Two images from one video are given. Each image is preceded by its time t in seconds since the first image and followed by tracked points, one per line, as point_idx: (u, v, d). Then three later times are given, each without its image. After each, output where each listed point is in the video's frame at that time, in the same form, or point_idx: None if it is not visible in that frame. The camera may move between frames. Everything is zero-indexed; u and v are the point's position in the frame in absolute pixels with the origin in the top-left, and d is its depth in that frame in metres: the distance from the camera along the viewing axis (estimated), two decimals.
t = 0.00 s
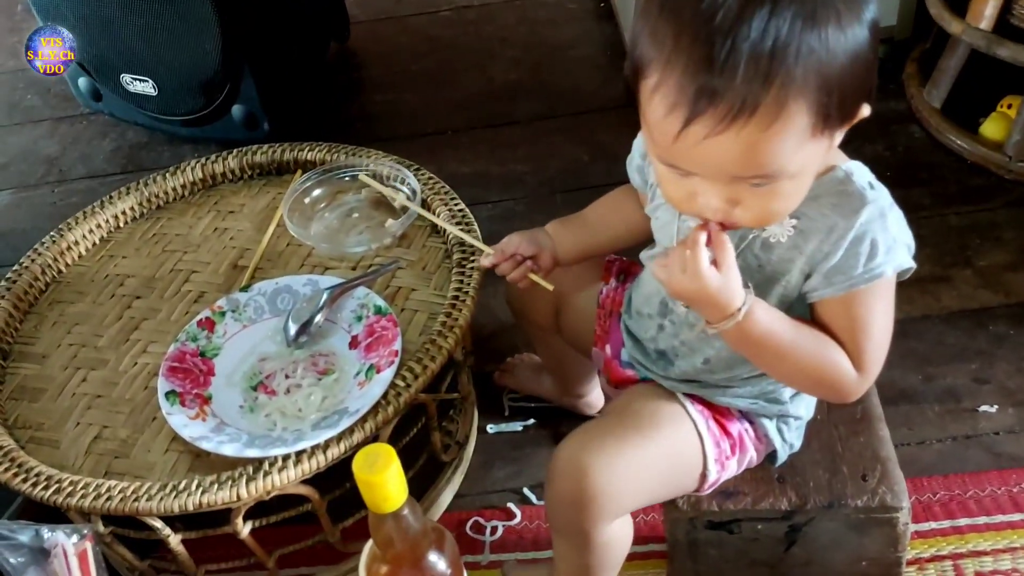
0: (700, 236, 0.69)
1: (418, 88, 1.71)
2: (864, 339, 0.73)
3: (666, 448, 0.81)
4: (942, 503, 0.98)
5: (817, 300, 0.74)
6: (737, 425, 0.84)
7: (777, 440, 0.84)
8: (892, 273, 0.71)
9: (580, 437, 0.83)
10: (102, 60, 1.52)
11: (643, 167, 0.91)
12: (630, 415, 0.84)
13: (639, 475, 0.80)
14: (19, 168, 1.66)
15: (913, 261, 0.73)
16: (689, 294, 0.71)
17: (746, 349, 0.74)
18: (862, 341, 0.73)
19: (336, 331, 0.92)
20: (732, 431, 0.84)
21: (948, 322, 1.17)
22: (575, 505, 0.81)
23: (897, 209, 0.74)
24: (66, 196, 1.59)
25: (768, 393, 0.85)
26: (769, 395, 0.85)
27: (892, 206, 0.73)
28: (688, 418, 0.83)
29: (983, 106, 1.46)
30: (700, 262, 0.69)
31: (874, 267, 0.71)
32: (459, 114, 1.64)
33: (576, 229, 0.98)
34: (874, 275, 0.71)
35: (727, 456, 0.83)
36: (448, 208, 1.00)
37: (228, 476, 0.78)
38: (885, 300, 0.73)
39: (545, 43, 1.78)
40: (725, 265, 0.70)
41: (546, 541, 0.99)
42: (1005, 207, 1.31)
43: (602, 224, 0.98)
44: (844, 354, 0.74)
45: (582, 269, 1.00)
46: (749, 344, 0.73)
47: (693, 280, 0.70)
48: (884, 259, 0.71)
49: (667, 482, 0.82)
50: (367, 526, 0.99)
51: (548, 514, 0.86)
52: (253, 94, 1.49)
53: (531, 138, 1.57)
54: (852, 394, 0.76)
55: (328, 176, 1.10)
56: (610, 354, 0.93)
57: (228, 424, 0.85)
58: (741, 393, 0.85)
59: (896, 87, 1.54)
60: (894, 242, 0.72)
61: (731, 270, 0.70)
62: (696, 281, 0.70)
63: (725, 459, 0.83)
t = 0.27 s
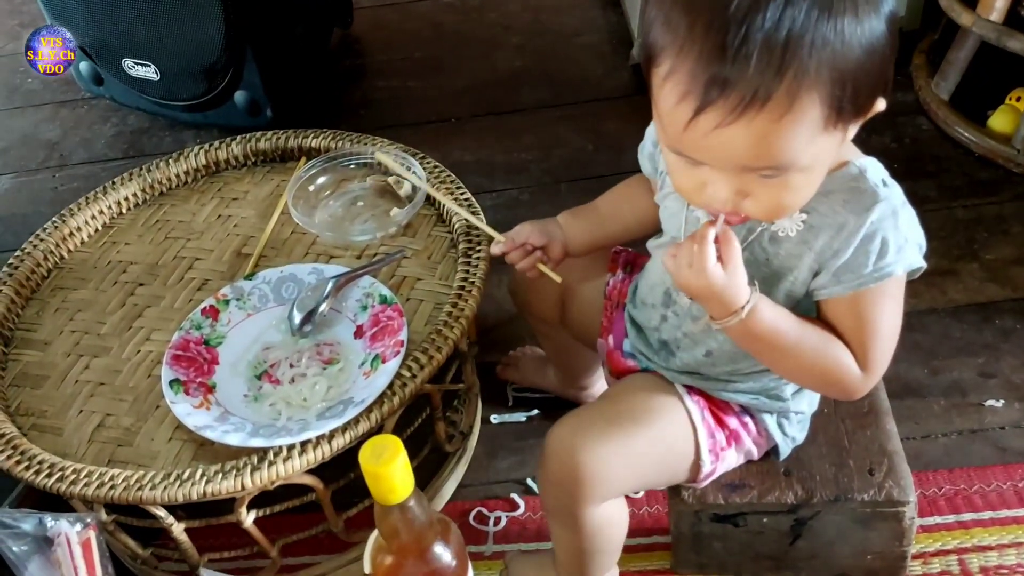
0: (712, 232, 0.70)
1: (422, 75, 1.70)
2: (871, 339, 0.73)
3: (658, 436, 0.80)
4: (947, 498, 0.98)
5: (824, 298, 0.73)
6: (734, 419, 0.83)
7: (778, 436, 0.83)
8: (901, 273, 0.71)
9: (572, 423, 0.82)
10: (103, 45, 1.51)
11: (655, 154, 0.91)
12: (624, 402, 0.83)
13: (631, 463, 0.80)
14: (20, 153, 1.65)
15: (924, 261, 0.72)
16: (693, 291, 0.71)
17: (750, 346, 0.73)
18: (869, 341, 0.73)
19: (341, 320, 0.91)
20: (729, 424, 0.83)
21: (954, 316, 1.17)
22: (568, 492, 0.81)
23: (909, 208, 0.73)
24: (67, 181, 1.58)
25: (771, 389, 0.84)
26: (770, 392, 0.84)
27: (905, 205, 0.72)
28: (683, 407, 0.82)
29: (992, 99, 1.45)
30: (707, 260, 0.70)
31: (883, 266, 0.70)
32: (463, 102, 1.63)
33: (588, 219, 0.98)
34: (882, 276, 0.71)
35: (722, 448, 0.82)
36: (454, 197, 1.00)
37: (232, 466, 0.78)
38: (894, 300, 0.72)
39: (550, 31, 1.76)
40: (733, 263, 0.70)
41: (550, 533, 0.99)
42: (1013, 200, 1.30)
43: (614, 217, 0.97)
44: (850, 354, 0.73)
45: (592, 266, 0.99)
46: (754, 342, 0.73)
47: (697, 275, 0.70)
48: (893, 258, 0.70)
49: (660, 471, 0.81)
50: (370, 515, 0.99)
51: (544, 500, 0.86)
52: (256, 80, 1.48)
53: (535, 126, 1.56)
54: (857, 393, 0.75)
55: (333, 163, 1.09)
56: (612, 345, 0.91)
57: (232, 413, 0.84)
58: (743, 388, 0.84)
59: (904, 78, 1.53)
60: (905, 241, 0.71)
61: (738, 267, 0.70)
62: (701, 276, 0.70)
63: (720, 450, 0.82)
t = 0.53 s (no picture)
0: (713, 249, 0.69)
1: (427, 77, 1.71)
2: (875, 336, 0.73)
3: (667, 440, 0.81)
4: (950, 499, 0.98)
5: (827, 297, 0.74)
6: (740, 420, 0.84)
7: (782, 436, 0.83)
8: (903, 269, 0.71)
9: (581, 428, 0.82)
10: (110, 45, 1.52)
11: (654, 159, 0.91)
12: (632, 407, 0.83)
13: (641, 468, 0.80)
14: (26, 152, 1.66)
15: (925, 258, 0.73)
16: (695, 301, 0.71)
17: (760, 348, 0.74)
18: (873, 338, 0.73)
19: (346, 319, 0.92)
20: (734, 425, 0.83)
21: (957, 318, 1.17)
22: (576, 497, 0.81)
23: (909, 206, 0.73)
24: (72, 180, 1.59)
25: (775, 390, 0.84)
26: (775, 392, 0.84)
27: (905, 203, 0.73)
28: (691, 411, 0.83)
29: (995, 102, 1.45)
30: (710, 278, 0.69)
31: (886, 264, 0.71)
32: (467, 103, 1.63)
33: (593, 226, 0.98)
34: (885, 272, 0.71)
35: (729, 450, 0.83)
36: (459, 196, 1.00)
37: (239, 463, 0.78)
38: (896, 297, 0.72)
39: (554, 32, 1.77)
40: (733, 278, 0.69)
41: (553, 532, 0.99)
42: (1016, 203, 1.31)
43: (620, 223, 0.98)
44: (856, 352, 0.74)
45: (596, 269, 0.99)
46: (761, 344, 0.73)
47: (699, 290, 0.69)
48: (895, 255, 0.71)
49: (669, 475, 0.81)
50: (374, 514, 0.99)
51: (551, 505, 0.86)
52: (262, 81, 1.49)
53: (540, 128, 1.56)
54: (864, 391, 0.76)
55: (339, 163, 1.10)
56: (618, 348, 0.92)
57: (238, 410, 0.85)
58: (747, 390, 0.84)
59: (907, 82, 1.53)
60: (906, 239, 0.71)
61: (740, 281, 0.69)
62: (703, 291, 0.69)
63: (728, 452, 0.83)
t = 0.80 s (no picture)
0: (713, 244, 0.69)
1: (432, 76, 1.72)
2: (870, 331, 0.74)
3: (668, 434, 0.82)
4: (948, 496, 0.99)
5: (824, 291, 0.74)
6: (740, 415, 0.85)
7: (781, 432, 0.84)
8: (898, 265, 0.72)
9: (582, 423, 0.84)
10: (118, 42, 1.53)
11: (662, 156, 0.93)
12: (633, 402, 0.84)
13: (642, 462, 0.81)
14: (33, 148, 1.67)
15: (922, 255, 0.73)
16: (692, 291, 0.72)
17: (755, 337, 0.74)
18: (868, 333, 0.74)
19: (351, 314, 0.93)
20: (734, 420, 0.84)
21: (957, 318, 1.18)
22: (578, 491, 0.82)
23: (908, 204, 0.74)
24: (79, 176, 1.60)
25: (773, 385, 0.85)
26: (772, 388, 0.85)
27: (904, 201, 0.73)
28: (691, 405, 0.84)
29: (997, 104, 1.46)
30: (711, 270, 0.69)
31: (882, 259, 0.71)
32: (472, 102, 1.64)
33: (604, 224, 0.99)
34: (879, 267, 0.72)
35: (729, 444, 0.84)
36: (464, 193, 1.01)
37: (245, 454, 0.79)
38: (892, 293, 0.73)
39: (558, 33, 1.78)
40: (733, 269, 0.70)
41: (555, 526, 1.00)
42: (1017, 205, 1.32)
43: (630, 222, 0.99)
44: (850, 347, 0.74)
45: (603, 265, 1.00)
46: (756, 334, 0.74)
47: (699, 280, 0.70)
48: (891, 252, 0.71)
49: (669, 469, 0.82)
50: (378, 507, 1.00)
51: (553, 499, 0.87)
52: (269, 78, 1.50)
53: (544, 127, 1.57)
54: (857, 384, 0.76)
55: (345, 160, 1.11)
56: (619, 340, 0.93)
57: (244, 403, 0.86)
58: (745, 385, 0.85)
59: (910, 83, 1.54)
60: (903, 235, 0.72)
61: (740, 274, 0.70)
62: (702, 282, 0.70)
63: (728, 447, 0.84)
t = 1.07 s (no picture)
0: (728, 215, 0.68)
1: (431, 75, 1.72)
2: (869, 322, 0.75)
3: (667, 427, 0.82)
4: (942, 494, 1.00)
5: (825, 283, 0.76)
6: (737, 409, 0.85)
7: (778, 427, 0.85)
8: (899, 257, 0.73)
9: (582, 416, 0.84)
10: (119, 39, 1.53)
11: (665, 151, 0.94)
12: (633, 395, 0.85)
13: (641, 454, 0.82)
14: (33, 145, 1.67)
15: (921, 249, 0.75)
16: (708, 263, 0.71)
17: (759, 323, 0.74)
18: (868, 325, 0.75)
19: (352, 309, 0.94)
20: (732, 414, 0.85)
21: (952, 318, 1.19)
22: (578, 483, 0.83)
23: (908, 199, 0.75)
24: (79, 173, 1.60)
25: (771, 377, 0.85)
26: (771, 380, 0.86)
27: (903, 195, 0.75)
28: (691, 400, 0.84)
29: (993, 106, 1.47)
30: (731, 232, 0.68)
31: (882, 251, 0.73)
32: (471, 101, 1.65)
33: (605, 220, 1.00)
34: (881, 258, 0.73)
35: (727, 438, 0.84)
36: (463, 191, 1.02)
37: (246, 447, 0.80)
38: (891, 285, 0.74)
39: (557, 33, 1.79)
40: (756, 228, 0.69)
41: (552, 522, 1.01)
42: (1012, 206, 1.33)
43: (631, 218, 1.00)
44: (850, 337, 0.75)
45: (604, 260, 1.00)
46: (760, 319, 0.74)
47: (720, 244, 0.69)
48: (892, 244, 0.73)
49: (668, 462, 0.83)
50: (376, 502, 1.01)
51: (552, 492, 0.88)
52: (269, 76, 1.50)
53: (543, 126, 1.58)
54: (856, 375, 0.77)
55: (346, 157, 1.11)
56: (619, 335, 0.94)
57: (246, 397, 0.86)
58: (744, 377, 0.86)
59: (907, 85, 1.55)
60: (903, 229, 0.73)
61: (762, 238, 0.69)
62: (723, 246, 0.69)
63: (726, 441, 0.84)
